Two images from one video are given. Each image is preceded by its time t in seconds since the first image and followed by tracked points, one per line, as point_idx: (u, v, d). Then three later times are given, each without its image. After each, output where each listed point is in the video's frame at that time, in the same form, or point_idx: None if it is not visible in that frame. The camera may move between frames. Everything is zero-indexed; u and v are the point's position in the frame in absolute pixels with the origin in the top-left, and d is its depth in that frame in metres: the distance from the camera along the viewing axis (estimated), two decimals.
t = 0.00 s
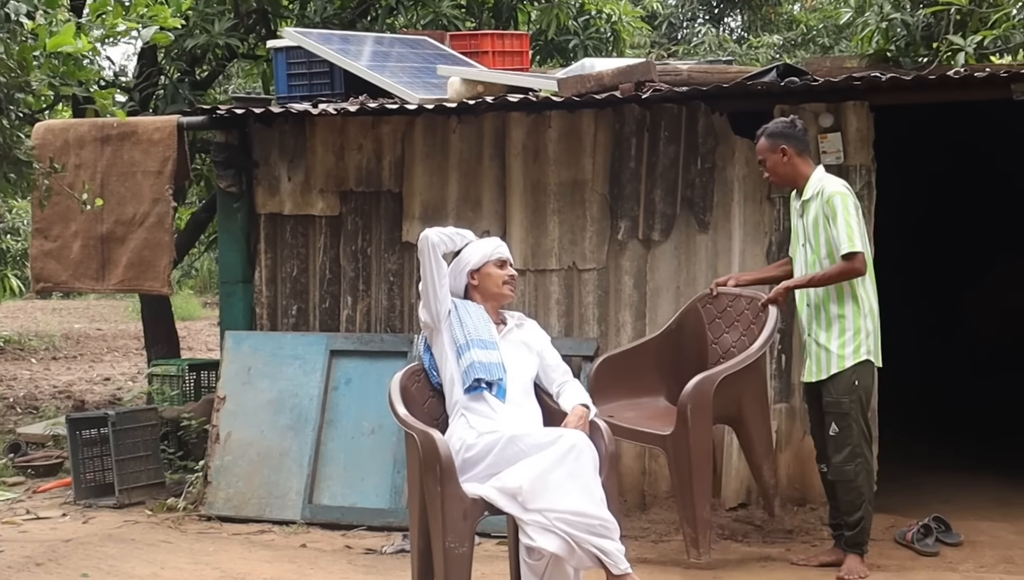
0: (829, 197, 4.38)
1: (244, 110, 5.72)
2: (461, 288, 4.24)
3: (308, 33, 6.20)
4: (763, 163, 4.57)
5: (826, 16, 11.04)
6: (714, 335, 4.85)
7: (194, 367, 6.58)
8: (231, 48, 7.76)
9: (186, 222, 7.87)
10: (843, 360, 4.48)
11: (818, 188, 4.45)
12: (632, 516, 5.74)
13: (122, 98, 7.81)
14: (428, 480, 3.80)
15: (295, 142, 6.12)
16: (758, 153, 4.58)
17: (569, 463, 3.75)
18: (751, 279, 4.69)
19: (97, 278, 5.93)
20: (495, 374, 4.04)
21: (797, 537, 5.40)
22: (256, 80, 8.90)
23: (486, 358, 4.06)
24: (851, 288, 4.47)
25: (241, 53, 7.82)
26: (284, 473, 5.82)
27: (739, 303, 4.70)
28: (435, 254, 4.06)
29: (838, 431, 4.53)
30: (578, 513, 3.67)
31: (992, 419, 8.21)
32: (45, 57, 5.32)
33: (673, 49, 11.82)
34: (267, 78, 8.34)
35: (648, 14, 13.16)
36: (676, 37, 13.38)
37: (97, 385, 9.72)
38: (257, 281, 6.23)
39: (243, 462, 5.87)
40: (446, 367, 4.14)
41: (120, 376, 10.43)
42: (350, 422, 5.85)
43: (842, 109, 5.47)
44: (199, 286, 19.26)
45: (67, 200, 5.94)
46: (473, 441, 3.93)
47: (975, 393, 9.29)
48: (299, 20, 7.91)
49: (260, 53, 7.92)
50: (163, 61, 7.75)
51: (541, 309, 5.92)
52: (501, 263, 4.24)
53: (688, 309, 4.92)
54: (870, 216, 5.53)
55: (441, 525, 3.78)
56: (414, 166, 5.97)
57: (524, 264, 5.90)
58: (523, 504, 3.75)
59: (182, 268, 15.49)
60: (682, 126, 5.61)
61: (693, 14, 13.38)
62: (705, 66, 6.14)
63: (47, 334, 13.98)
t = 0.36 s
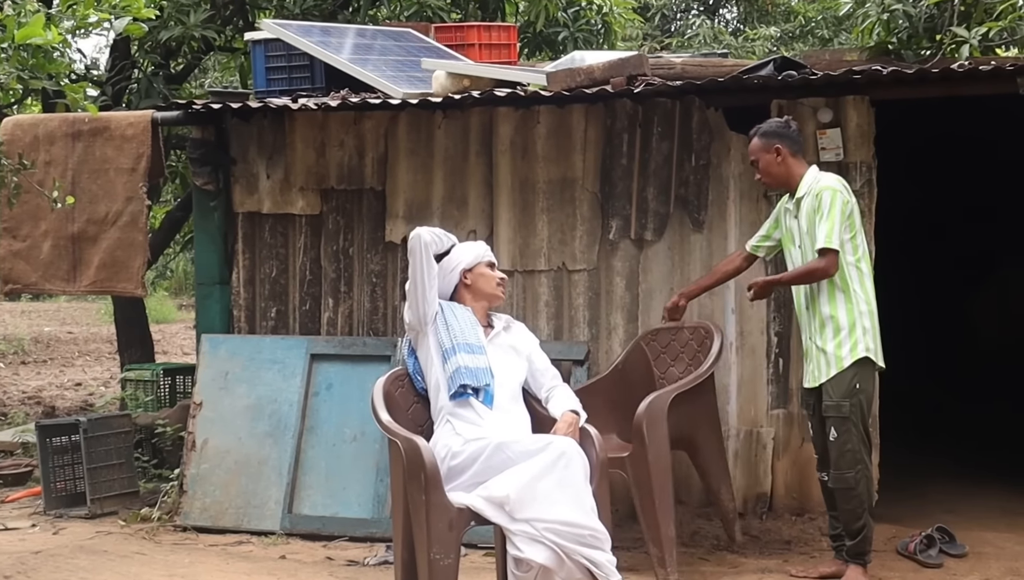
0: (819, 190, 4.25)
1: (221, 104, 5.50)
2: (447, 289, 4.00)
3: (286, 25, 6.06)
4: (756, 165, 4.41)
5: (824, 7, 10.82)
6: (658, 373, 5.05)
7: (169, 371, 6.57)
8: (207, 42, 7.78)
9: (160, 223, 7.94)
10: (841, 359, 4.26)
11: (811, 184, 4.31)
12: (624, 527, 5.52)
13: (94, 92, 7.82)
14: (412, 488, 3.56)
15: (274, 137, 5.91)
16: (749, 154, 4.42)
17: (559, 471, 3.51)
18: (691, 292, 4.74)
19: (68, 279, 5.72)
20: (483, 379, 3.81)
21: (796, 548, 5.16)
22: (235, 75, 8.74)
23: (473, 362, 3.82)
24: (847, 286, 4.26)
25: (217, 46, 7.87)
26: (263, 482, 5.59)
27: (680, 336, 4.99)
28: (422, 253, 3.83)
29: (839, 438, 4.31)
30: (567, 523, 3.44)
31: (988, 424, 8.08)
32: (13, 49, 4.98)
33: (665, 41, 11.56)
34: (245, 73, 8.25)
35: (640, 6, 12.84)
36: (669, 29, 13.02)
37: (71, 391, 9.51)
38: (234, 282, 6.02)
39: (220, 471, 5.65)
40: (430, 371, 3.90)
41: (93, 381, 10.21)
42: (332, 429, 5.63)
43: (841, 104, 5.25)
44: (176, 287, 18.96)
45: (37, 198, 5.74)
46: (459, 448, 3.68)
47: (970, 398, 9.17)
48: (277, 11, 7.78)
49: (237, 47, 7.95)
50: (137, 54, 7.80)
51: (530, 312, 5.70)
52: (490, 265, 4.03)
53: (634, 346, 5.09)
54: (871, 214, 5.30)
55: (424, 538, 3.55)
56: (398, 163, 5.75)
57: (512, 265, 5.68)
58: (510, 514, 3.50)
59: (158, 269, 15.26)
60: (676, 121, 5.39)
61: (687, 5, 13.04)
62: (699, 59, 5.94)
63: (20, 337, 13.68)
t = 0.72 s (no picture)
0: (822, 186, 4.23)
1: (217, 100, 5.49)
2: (444, 287, 4.01)
3: (282, 22, 6.13)
4: (750, 164, 4.40)
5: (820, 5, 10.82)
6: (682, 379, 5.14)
7: (165, 368, 6.59)
8: (203, 38, 7.79)
9: (156, 220, 7.96)
10: (831, 356, 4.26)
11: (809, 181, 4.30)
12: (619, 524, 5.53)
13: (90, 88, 7.83)
14: (409, 486, 3.56)
15: (269, 134, 5.91)
16: (744, 152, 4.39)
17: (554, 468, 3.50)
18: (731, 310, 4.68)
19: (64, 276, 5.72)
20: (478, 376, 3.79)
21: (791, 545, 5.18)
22: (231, 71, 8.74)
23: (469, 360, 3.81)
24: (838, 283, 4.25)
25: (213, 42, 7.88)
26: (258, 479, 5.59)
27: (710, 345, 5.11)
28: (424, 250, 3.86)
29: (830, 436, 4.31)
30: (562, 520, 3.43)
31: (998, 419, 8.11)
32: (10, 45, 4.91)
33: (660, 39, 11.56)
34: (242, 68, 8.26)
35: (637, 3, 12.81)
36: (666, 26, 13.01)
37: (66, 388, 9.51)
38: (230, 278, 6.02)
39: (215, 468, 5.65)
40: (426, 368, 3.91)
41: (88, 377, 10.21)
42: (327, 426, 5.62)
43: (837, 101, 5.23)
44: (171, 284, 18.95)
45: (33, 194, 5.74)
46: (454, 445, 3.67)
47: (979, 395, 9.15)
48: (273, 8, 7.78)
49: (234, 43, 7.95)
50: (133, 51, 7.80)
51: (526, 309, 5.70)
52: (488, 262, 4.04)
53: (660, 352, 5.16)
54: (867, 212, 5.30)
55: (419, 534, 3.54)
56: (394, 160, 5.75)
57: (508, 262, 5.68)
58: (506, 511, 3.50)
59: (152, 266, 15.25)
60: (672, 119, 5.39)
61: (683, 3, 13.04)
62: (696, 56, 5.93)
63: (15, 333, 13.67)
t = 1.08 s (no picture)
0: (830, 179, 4.27)
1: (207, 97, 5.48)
2: (436, 283, 3.97)
3: (273, 18, 6.14)
4: (752, 152, 4.35)
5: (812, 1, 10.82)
6: (677, 374, 5.14)
7: (156, 364, 6.63)
8: (193, 34, 7.80)
9: (147, 217, 7.95)
10: (836, 345, 4.24)
11: (812, 174, 4.33)
12: (611, 520, 5.53)
13: (80, 85, 7.84)
14: (400, 482, 3.51)
15: (260, 131, 5.91)
16: (749, 139, 4.33)
17: (545, 464, 3.50)
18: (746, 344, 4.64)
19: (55, 273, 5.71)
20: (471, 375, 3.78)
21: (783, 541, 5.17)
22: (222, 67, 8.75)
23: (461, 359, 3.80)
24: (841, 275, 4.27)
25: (204, 39, 7.89)
26: (250, 475, 5.59)
27: (706, 341, 5.10)
28: (419, 249, 3.81)
29: (828, 431, 4.29)
30: (553, 516, 3.42)
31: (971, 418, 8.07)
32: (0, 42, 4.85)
33: (653, 35, 11.55)
34: (233, 65, 8.28)
35: None
36: (657, 21, 12.98)
37: (57, 384, 9.53)
38: (222, 275, 6.02)
39: (207, 464, 5.65)
40: (418, 365, 3.88)
41: (79, 375, 10.22)
42: (319, 422, 5.62)
43: (827, 97, 5.21)
44: (164, 281, 18.95)
45: (24, 191, 5.74)
46: (446, 441, 3.64)
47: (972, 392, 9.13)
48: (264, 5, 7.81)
49: (224, 40, 7.96)
50: (123, 48, 7.80)
51: (517, 305, 5.70)
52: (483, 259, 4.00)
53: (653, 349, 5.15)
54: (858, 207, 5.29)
55: (412, 528, 3.49)
56: (385, 157, 5.75)
57: (499, 258, 5.68)
58: (497, 507, 3.47)
59: (144, 263, 15.25)
60: (663, 115, 5.38)
61: None
62: (687, 52, 5.93)
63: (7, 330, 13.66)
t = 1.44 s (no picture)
0: (841, 180, 4.25)
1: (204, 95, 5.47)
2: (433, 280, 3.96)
3: (270, 17, 6.14)
4: (758, 152, 4.32)
5: None
6: (641, 365, 5.20)
7: (154, 363, 6.64)
8: (191, 32, 7.81)
9: (143, 215, 7.96)
10: (837, 349, 4.26)
11: (823, 173, 4.30)
12: (609, 517, 5.53)
13: (78, 84, 7.85)
14: (399, 480, 3.51)
15: (258, 129, 5.91)
16: (754, 141, 4.29)
17: (543, 462, 3.49)
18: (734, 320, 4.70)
19: (52, 272, 5.72)
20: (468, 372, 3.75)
21: (780, 538, 5.17)
22: (219, 65, 8.75)
23: (459, 357, 3.77)
24: (847, 278, 4.27)
25: (201, 38, 7.90)
26: (248, 474, 5.59)
27: (666, 329, 5.17)
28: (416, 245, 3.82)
29: (825, 429, 4.31)
30: (552, 514, 3.41)
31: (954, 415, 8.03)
32: None
33: (650, 33, 11.55)
34: (230, 63, 8.28)
35: None
36: (654, 19, 12.96)
37: (54, 383, 9.52)
38: (219, 273, 6.02)
39: (205, 462, 5.65)
40: (416, 362, 3.87)
41: (77, 373, 10.22)
42: (317, 420, 5.62)
43: (825, 94, 5.21)
44: (161, 280, 18.94)
45: (20, 190, 5.74)
46: (444, 439, 3.64)
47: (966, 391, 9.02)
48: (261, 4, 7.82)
49: (222, 38, 7.97)
50: (121, 46, 7.81)
51: (514, 303, 5.70)
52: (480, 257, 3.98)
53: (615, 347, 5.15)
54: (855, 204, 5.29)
55: (410, 526, 3.49)
56: (382, 155, 5.75)
57: (497, 256, 5.68)
58: (496, 505, 3.47)
59: (140, 261, 15.25)
60: (661, 113, 5.39)
61: None
62: (684, 49, 5.93)
63: (5, 329, 13.66)
